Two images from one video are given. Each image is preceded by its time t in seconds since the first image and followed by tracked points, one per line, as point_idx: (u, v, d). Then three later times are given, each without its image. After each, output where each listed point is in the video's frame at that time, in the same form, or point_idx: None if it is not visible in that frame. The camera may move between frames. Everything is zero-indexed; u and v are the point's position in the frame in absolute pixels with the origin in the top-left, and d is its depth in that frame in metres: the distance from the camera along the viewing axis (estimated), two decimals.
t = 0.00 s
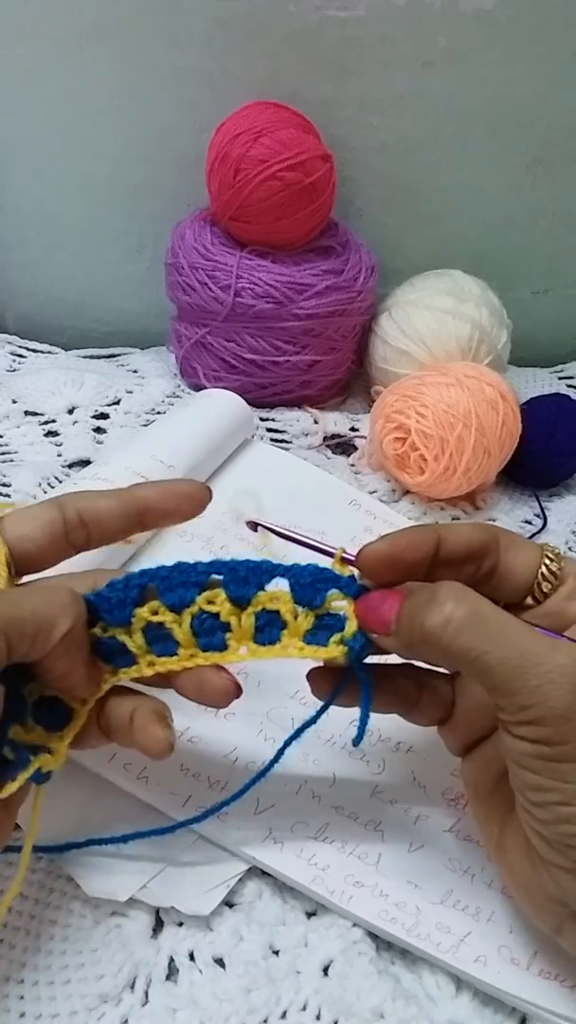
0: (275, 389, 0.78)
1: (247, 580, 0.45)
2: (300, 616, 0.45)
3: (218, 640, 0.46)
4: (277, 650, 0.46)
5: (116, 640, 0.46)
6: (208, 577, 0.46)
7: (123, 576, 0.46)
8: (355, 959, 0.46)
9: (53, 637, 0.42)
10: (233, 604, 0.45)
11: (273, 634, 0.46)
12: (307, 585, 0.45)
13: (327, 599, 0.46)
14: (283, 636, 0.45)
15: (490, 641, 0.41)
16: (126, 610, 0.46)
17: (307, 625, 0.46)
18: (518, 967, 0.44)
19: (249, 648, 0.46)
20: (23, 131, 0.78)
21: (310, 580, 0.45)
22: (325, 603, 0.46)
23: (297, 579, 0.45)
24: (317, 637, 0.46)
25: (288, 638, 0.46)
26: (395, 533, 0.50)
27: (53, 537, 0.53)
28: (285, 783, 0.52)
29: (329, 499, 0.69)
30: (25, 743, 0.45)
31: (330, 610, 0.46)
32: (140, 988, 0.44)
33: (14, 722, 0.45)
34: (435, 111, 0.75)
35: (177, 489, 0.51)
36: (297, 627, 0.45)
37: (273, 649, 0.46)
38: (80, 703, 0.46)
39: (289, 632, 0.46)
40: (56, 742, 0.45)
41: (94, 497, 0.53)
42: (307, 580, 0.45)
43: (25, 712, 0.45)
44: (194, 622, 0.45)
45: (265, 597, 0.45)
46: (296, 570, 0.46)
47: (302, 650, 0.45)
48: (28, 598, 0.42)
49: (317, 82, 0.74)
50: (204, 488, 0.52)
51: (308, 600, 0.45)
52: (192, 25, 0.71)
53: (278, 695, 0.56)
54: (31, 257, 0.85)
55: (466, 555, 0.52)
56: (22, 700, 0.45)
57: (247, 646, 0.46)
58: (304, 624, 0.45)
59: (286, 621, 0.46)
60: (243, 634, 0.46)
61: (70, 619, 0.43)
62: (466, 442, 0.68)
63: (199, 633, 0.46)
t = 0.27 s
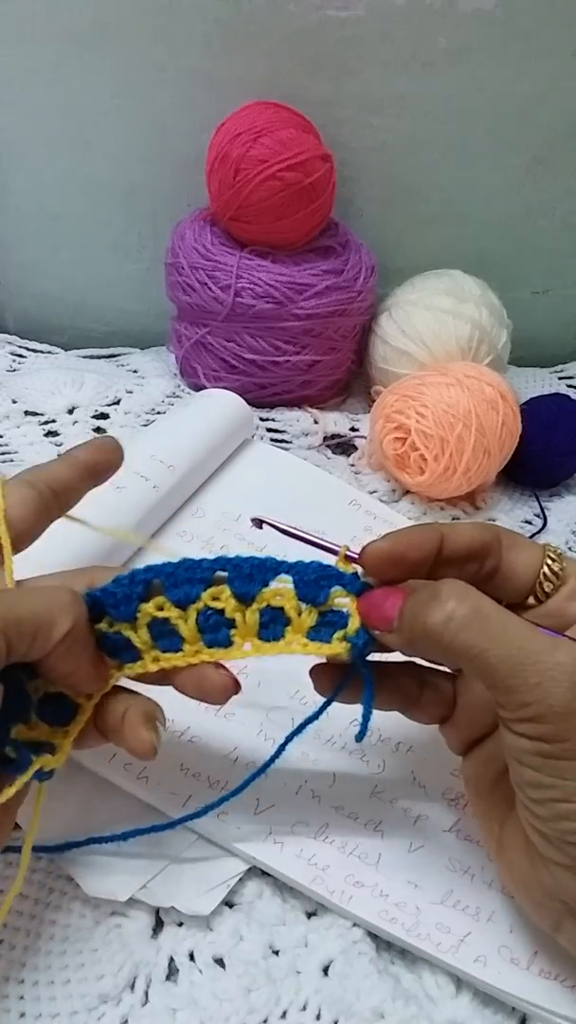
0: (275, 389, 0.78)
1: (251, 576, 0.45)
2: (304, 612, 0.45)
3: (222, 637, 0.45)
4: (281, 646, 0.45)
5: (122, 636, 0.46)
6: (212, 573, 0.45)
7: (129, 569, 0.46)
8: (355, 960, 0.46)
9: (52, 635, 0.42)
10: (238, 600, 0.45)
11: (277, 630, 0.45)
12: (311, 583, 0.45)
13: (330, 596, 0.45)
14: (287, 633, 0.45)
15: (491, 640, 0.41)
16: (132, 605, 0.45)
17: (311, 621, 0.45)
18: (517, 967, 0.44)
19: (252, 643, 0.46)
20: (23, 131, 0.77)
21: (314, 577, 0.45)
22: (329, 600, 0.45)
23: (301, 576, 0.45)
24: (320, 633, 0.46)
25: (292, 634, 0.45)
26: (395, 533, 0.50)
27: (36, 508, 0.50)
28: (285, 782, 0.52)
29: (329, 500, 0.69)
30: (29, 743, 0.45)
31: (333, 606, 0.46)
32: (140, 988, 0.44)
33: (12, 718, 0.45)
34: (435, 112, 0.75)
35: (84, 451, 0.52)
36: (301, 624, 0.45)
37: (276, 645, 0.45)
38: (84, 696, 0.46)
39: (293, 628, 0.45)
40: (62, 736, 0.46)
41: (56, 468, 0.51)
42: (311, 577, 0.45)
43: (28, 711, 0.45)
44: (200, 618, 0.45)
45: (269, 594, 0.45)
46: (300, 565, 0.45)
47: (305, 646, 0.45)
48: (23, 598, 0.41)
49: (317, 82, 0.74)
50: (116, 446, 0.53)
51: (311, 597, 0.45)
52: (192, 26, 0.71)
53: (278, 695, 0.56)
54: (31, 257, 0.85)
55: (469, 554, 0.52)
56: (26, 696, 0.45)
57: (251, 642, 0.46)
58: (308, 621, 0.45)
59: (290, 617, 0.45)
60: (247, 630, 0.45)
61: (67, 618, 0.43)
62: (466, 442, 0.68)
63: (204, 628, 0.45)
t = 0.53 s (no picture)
0: (275, 389, 0.78)
1: (266, 583, 0.47)
2: (322, 616, 0.46)
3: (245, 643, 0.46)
4: (303, 649, 0.46)
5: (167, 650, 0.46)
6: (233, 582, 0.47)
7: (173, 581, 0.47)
8: (355, 960, 0.46)
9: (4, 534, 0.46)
10: (256, 605, 0.46)
11: (297, 634, 0.46)
12: (325, 585, 0.46)
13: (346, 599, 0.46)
14: (306, 636, 0.46)
15: (516, 651, 0.39)
16: (168, 621, 0.46)
17: (330, 623, 0.46)
18: (518, 967, 0.44)
19: (276, 650, 0.46)
20: (23, 131, 0.77)
21: (326, 579, 0.46)
22: (347, 603, 0.46)
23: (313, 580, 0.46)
24: (340, 635, 0.45)
25: (311, 637, 0.46)
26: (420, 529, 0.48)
27: None
28: (285, 782, 0.52)
29: (329, 500, 0.69)
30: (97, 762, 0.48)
31: (350, 608, 0.46)
32: (140, 988, 0.44)
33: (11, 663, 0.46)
34: (435, 112, 0.75)
35: None
36: (319, 627, 0.46)
37: (298, 648, 0.46)
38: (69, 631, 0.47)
39: (311, 631, 0.46)
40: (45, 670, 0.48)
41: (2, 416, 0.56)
42: (322, 578, 0.46)
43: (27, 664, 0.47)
44: (224, 627, 0.46)
45: (284, 598, 0.46)
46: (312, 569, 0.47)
47: (326, 649, 0.45)
48: None
49: (317, 82, 0.74)
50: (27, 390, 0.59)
51: (325, 600, 0.46)
52: (192, 26, 0.71)
53: (278, 695, 0.56)
54: (31, 257, 0.84)
55: (494, 549, 0.50)
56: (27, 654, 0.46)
57: (273, 646, 0.46)
58: (327, 623, 0.46)
59: (308, 621, 0.46)
60: (268, 635, 0.46)
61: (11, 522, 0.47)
62: (466, 442, 0.68)
63: (230, 632, 0.46)
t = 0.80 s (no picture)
0: (275, 389, 0.78)
1: (266, 598, 0.44)
2: (319, 632, 0.43)
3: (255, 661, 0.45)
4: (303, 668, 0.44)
5: (208, 654, 0.46)
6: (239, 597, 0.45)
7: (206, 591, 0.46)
8: (355, 960, 0.46)
9: None
10: (256, 623, 0.44)
11: (295, 653, 0.44)
12: (321, 601, 0.43)
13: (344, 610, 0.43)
14: (303, 655, 0.44)
15: (516, 673, 0.38)
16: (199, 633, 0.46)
17: (327, 639, 0.43)
18: (518, 967, 0.44)
19: (279, 668, 0.45)
20: (23, 131, 0.77)
21: (323, 593, 0.43)
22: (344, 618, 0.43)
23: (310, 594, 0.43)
24: (337, 652, 0.43)
25: (309, 654, 0.44)
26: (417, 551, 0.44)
27: None
28: (284, 782, 0.52)
29: (329, 500, 0.69)
30: (164, 759, 0.49)
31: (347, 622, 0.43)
32: (140, 988, 0.44)
33: None
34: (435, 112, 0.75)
35: None
36: (317, 644, 0.43)
37: (298, 666, 0.44)
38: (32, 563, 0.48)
39: (308, 649, 0.44)
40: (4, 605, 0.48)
41: None
42: (319, 593, 0.43)
43: None
44: (239, 641, 0.44)
45: (281, 615, 0.44)
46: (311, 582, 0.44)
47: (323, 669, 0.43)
48: None
49: (317, 82, 0.74)
50: None
51: (321, 616, 0.43)
52: (192, 25, 0.71)
53: (278, 695, 0.56)
54: (30, 257, 0.84)
55: (493, 564, 0.47)
56: None
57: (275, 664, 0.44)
58: (324, 640, 0.43)
59: (304, 639, 0.44)
60: (270, 655, 0.44)
61: None
62: (466, 442, 0.68)
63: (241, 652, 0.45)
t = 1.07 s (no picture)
0: (275, 389, 0.78)
1: (258, 612, 0.43)
2: (314, 647, 0.43)
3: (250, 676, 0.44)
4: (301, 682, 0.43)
5: (192, 668, 0.47)
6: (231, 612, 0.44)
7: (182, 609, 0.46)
8: (355, 960, 0.46)
9: None
10: (248, 638, 0.43)
11: (291, 667, 0.43)
12: (315, 615, 0.42)
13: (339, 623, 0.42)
14: (301, 669, 0.43)
15: (514, 689, 0.37)
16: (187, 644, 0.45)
17: (325, 653, 0.43)
18: (518, 967, 0.44)
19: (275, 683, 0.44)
20: (23, 131, 0.77)
21: (317, 607, 0.42)
22: (339, 631, 0.42)
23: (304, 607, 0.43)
24: (336, 665, 0.43)
25: (306, 668, 0.43)
26: (414, 564, 0.43)
27: None
28: (285, 782, 0.52)
29: (329, 500, 0.69)
30: (153, 776, 0.49)
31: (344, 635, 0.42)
32: (140, 988, 0.44)
33: None
34: (435, 112, 0.75)
35: None
36: (314, 658, 0.43)
37: (295, 681, 0.43)
38: None
39: (306, 663, 0.43)
40: None
41: None
42: (312, 607, 0.42)
43: None
44: (230, 656, 0.44)
45: (276, 630, 0.43)
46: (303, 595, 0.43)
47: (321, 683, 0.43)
48: None
49: (317, 82, 0.74)
50: None
51: (317, 630, 0.42)
52: (192, 26, 0.71)
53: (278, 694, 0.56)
54: (30, 257, 0.84)
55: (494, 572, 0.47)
56: None
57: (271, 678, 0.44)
58: (321, 655, 0.43)
59: (301, 653, 0.43)
60: (266, 669, 0.43)
61: None
62: (467, 442, 0.68)
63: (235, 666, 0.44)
